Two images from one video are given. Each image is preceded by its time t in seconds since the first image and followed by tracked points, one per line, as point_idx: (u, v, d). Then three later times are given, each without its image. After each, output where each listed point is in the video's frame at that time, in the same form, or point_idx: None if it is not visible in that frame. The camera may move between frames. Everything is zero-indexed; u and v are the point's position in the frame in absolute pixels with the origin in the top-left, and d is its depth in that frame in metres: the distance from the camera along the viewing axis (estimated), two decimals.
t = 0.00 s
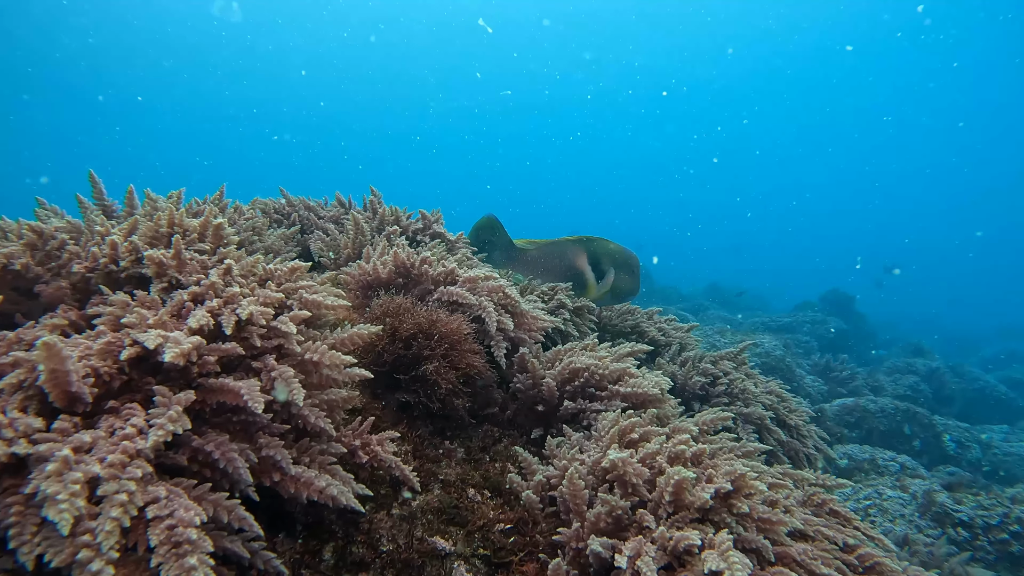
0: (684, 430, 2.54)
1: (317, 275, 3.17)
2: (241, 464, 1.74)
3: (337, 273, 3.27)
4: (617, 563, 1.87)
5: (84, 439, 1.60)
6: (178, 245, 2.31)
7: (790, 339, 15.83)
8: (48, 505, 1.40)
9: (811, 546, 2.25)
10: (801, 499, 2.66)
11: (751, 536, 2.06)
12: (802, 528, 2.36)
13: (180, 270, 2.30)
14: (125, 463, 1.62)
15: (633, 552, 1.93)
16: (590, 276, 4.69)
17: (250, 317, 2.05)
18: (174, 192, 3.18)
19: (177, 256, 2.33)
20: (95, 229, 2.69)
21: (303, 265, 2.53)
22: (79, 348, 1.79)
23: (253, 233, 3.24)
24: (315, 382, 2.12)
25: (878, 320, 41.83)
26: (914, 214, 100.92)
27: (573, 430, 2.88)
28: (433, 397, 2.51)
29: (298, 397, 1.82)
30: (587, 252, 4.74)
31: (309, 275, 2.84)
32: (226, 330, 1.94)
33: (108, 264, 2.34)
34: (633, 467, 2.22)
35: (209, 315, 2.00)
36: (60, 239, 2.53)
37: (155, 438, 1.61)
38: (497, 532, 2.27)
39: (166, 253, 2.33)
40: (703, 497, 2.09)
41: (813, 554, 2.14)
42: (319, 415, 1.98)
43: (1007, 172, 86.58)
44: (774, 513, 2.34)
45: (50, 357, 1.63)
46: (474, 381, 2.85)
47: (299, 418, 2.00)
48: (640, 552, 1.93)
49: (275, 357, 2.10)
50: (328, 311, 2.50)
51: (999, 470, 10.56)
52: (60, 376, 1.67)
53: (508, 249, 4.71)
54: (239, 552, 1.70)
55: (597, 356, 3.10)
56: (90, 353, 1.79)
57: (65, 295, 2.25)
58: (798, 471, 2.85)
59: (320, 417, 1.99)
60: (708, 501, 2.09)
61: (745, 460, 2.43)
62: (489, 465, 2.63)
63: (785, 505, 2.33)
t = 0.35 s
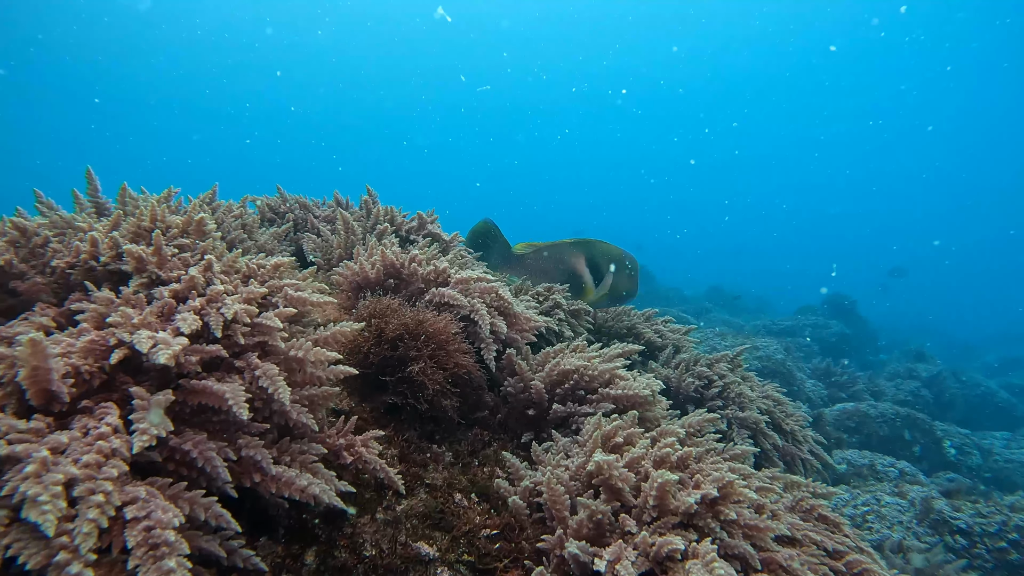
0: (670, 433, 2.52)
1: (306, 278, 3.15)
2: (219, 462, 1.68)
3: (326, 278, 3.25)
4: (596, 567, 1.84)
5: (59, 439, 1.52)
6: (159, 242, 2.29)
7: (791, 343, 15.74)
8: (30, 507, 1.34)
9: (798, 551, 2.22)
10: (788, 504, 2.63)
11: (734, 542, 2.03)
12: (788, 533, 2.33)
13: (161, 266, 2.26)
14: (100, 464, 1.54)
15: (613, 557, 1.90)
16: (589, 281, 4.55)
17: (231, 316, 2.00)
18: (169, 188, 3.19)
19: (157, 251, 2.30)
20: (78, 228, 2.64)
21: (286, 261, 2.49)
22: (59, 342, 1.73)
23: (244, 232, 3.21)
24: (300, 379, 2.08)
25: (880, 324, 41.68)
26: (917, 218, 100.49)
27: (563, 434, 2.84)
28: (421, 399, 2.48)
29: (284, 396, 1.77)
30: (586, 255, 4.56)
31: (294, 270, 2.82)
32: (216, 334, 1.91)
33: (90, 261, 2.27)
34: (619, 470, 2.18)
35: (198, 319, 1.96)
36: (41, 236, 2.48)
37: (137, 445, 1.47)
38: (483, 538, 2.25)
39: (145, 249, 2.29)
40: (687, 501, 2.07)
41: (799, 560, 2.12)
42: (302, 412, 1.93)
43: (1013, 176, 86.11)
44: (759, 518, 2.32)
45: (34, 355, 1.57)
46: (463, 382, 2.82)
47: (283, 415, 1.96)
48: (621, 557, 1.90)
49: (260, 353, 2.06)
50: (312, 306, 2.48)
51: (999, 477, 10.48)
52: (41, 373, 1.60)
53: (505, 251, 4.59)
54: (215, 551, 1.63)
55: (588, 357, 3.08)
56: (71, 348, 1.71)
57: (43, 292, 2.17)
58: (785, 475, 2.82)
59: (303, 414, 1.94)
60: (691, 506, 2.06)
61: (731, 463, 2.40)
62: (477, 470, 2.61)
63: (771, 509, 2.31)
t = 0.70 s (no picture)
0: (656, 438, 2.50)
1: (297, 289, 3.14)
2: (194, 466, 1.60)
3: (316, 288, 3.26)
4: None
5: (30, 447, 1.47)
6: (136, 243, 2.25)
7: (790, 348, 15.67)
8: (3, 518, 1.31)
9: (783, 560, 2.20)
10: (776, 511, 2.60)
11: (716, 552, 2.02)
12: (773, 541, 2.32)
13: (137, 269, 2.22)
14: (72, 471, 1.49)
15: (591, 567, 1.87)
16: (584, 285, 4.54)
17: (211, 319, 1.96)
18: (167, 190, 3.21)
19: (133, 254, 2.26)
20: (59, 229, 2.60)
21: (266, 262, 2.44)
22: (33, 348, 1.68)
23: (232, 237, 3.18)
24: (281, 381, 2.06)
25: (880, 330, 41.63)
26: (917, 225, 100.66)
27: (552, 442, 2.82)
28: (406, 406, 2.46)
29: (265, 399, 1.75)
30: (581, 260, 4.57)
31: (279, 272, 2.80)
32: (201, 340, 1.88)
33: (67, 263, 2.21)
34: (603, 479, 2.15)
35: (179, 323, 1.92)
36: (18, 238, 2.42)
37: (117, 458, 1.42)
38: (469, 548, 2.23)
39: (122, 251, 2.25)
40: (670, 510, 2.04)
41: (784, 568, 2.11)
42: (282, 413, 1.87)
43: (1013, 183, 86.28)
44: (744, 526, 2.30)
45: (11, 362, 1.56)
46: (450, 389, 2.80)
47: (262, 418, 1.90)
48: (600, 567, 1.88)
49: (240, 356, 2.03)
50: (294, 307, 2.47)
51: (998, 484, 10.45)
52: (16, 378, 1.56)
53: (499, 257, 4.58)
54: (190, 559, 1.58)
55: (577, 363, 3.05)
56: (46, 354, 1.66)
57: (18, 296, 2.11)
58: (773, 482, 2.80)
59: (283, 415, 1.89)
60: (674, 514, 2.04)
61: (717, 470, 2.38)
62: (465, 478, 2.59)
63: (757, 517, 2.29)
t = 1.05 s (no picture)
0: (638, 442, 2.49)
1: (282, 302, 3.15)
2: (163, 472, 1.56)
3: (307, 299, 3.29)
4: None
5: None
6: (105, 245, 2.23)
7: (787, 352, 15.65)
8: None
9: (767, 566, 2.19)
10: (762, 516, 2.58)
11: (693, 557, 2.00)
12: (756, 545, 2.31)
13: (108, 272, 2.18)
14: (36, 480, 1.43)
15: (566, 575, 1.84)
16: (575, 290, 4.50)
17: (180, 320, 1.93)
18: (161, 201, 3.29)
19: (105, 258, 2.23)
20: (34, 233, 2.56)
21: (237, 264, 2.42)
22: None
23: (216, 241, 3.16)
24: (257, 384, 2.03)
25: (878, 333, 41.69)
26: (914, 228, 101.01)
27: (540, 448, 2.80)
28: (388, 412, 2.43)
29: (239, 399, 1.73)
30: (572, 265, 4.53)
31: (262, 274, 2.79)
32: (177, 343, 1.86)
33: (38, 267, 2.17)
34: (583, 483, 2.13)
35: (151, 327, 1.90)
36: None
37: (89, 467, 1.38)
38: (452, 557, 2.21)
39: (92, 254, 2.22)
40: (648, 515, 2.03)
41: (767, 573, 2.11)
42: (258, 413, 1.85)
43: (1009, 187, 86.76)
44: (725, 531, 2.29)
45: None
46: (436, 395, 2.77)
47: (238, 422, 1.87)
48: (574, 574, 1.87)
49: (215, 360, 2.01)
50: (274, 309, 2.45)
51: (995, 487, 10.47)
52: None
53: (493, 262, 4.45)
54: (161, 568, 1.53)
55: (564, 366, 3.03)
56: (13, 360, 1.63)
57: None
58: (760, 485, 2.78)
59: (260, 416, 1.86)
60: (652, 519, 2.03)
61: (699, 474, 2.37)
62: (450, 486, 2.57)
63: (739, 522, 2.29)
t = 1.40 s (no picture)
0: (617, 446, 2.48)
1: (268, 307, 3.13)
2: (125, 474, 1.51)
3: (294, 304, 3.28)
4: None
5: None
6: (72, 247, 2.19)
7: (783, 355, 15.65)
8: None
9: (749, 570, 2.18)
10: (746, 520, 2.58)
11: (668, 562, 1.99)
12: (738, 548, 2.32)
13: (75, 275, 2.14)
14: None
15: None
16: (567, 293, 4.50)
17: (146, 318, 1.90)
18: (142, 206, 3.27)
19: (73, 260, 2.19)
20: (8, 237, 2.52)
21: (208, 266, 2.40)
22: None
23: (198, 245, 3.14)
24: (231, 387, 2.00)
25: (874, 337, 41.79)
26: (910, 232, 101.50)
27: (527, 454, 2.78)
28: (369, 416, 2.40)
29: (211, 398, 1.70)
30: (563, 267, 4.53)
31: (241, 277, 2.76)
32: (146, 342, 1.83)
33: (7, 270, 2.13)
34: (560, 488, 2.12)
35: (121, 330, 1.85)
36: None
37: (56, 475, 1.35)
38: (435, 566, 2.18)
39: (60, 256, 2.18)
40: (625, 519, 2.02)
41: None
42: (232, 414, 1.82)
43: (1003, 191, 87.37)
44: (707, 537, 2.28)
45: None
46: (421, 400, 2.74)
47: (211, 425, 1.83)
48: None
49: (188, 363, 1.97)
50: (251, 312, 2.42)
51: (990, 491, 10.50)
52: None
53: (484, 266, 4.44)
54: None
55: (548, 369, 3.01)
56: None
57: None
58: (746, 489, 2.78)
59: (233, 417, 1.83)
60: (629, 524, 2.01)
61: (679, 477, 2.36)
62: (436, 494, 2.54)
63: (721, 528, 2.28)
